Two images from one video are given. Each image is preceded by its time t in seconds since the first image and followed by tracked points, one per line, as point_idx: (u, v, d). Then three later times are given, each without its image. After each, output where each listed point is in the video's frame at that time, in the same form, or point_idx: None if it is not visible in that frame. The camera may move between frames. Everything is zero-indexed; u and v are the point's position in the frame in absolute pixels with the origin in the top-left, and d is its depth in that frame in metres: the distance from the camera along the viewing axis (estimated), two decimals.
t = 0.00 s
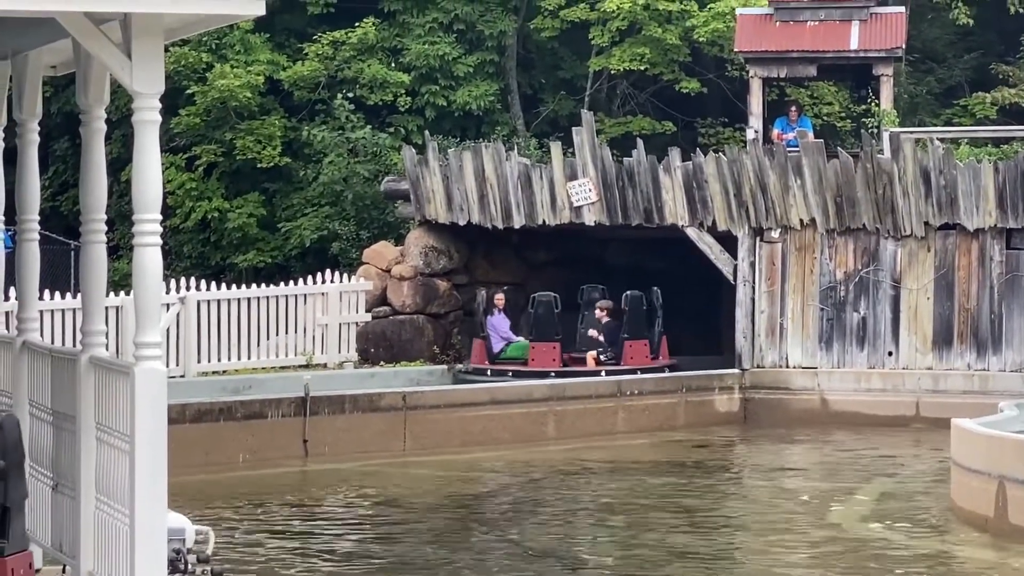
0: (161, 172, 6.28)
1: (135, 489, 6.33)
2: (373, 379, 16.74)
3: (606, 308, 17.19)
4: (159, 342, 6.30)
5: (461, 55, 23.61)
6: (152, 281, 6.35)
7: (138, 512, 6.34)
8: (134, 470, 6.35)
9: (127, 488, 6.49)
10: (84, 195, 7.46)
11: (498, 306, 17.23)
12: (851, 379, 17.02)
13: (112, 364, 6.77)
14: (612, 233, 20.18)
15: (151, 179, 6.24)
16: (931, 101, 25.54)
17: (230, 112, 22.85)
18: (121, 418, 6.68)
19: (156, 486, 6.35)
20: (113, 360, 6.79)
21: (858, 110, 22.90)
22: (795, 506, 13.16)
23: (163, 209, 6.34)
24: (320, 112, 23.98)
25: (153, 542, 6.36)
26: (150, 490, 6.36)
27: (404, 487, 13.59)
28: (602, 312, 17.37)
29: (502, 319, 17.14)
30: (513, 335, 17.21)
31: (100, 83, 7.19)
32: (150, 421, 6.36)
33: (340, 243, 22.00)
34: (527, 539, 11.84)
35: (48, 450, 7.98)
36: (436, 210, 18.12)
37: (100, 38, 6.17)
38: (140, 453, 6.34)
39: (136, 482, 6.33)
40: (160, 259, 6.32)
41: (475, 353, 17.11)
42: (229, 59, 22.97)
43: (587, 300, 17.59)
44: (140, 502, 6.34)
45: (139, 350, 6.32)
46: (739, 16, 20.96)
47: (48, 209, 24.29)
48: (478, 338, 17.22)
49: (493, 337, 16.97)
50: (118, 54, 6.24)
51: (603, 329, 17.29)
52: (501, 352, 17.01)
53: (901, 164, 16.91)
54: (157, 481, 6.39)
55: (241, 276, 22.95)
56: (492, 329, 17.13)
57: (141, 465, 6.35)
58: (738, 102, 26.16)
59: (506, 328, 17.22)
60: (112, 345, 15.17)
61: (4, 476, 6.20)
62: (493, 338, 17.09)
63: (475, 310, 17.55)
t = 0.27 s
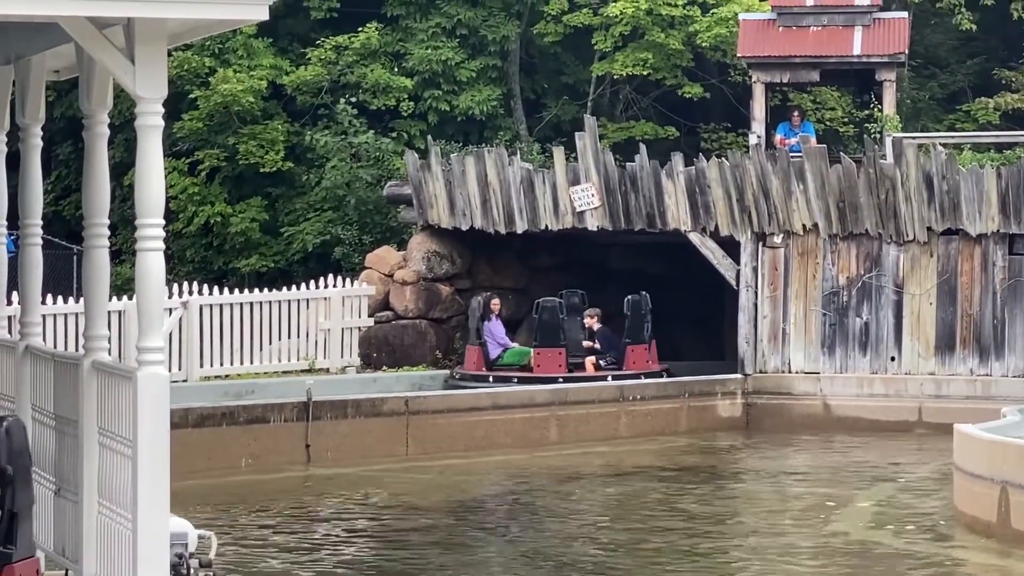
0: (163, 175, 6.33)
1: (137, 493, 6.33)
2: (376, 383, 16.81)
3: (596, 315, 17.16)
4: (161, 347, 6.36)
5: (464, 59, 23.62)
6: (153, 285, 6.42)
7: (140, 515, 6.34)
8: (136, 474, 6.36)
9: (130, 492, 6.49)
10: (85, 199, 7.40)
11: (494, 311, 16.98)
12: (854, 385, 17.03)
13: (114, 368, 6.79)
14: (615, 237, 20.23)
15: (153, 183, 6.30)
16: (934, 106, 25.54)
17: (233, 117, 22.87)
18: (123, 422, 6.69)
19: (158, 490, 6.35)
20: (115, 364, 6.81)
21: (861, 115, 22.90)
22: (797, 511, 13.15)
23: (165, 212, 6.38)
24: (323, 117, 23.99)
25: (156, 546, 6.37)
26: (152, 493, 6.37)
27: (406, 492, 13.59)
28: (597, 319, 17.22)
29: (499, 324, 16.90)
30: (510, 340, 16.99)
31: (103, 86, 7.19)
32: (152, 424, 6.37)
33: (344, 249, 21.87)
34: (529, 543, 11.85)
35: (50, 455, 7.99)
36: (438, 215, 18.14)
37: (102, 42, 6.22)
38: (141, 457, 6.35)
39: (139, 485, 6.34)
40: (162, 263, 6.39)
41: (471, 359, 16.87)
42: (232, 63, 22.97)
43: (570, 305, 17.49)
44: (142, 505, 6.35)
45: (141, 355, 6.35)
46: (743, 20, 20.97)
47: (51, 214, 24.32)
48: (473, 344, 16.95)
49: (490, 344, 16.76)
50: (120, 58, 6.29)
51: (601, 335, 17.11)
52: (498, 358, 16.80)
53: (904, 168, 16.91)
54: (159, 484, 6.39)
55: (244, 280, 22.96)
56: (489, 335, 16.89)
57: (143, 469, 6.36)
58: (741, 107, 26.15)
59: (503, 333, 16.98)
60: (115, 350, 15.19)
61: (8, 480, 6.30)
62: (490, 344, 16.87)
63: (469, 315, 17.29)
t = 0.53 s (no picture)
0: (165, 178, 6.32)
1: (140, 495, 6.32)
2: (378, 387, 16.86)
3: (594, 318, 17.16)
4: (164, 349, 6.34)
5: (467, 63, 23.63)
6: (158, 287, 6.39)
7: (143, 518, 6.33)
8: (139, 477, 6.35)
9: (133, 496, 6.47)
10: (90, 201, 7.44)
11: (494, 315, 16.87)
12: (857, 389, 17.04)
13: (117, 371, 6.77)
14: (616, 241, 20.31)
15: (156, 186, 6.29)
16: (937, 109, 25.55)
17: (236, 119, 22.89)
18: (126, 424, 6.67)
19: (161, 493, 6.34)
20: (118, 367, 6.79)
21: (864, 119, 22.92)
22: (799, 515, 13.15)
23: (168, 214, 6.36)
24: (326, 119, 24.02)
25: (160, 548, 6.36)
26: (154, 496, 6.35)
27: (409, 495, 13.60)
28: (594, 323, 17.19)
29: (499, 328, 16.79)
30: (507, 343, 16.93)
31: (105, 91, 7.16)
32: (156, 428, 6.35)
33: (346, 251, 22.04)
34: (531, 547, 11.84)
35: (52, 457, 7.98)
36: (441, 218, 18.14)
37: (105, 44, 6.19)
38: (144, 460, 6.33)
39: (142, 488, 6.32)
40: (165, 265, 6.35)
41: (469, 363, 16.65)
42: (235, 66, 23.01)
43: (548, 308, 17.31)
44: (145, 507, 6.34)
45: (145, 357, 6.34)
46: (746, 23, 20.96)
47: (54, 216, 24.35)
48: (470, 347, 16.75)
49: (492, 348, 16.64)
50: (123, 61, 6.25)
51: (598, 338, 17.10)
52: (498, 362, 16.69)
53: (907, 173, 16.94)
54: (162, 487, 6.38)
55: (247, 283, 22.99)
56: (489, 338, 16.74)
57: (146, 472, 6.34)
58: (744, 111, 26.17)
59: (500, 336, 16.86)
60: (118, 353, 15.21)
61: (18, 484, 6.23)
62: (490, 347, 16.73)
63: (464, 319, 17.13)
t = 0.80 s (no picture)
0: (168, 178, 6.32)
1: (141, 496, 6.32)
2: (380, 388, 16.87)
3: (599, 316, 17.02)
4: (166, 350, 6.35)
5: (470, 64, 23.61)
6: (159, 287, 6.40)
7: (144, 518, 6.33)
8: (140, 478, 6.34)
9: (134, 496, 6.48)
10: (91, 202, 7.44)
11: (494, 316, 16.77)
12: (859, 391, 17.03)
13: (119, 372, 6.77)
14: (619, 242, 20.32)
15: (159, 186, 6.29)
16: (940, 112, 25.55)
17: (238, 120, 22.89)
18: (128, 426, 6.67)
19: (162, 493, 6.34)
20: (120, 368, 6.79)
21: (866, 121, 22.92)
22: (801, 517, 13.14)
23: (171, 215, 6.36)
24: (328, 120, 24.01)
25: (161, 549, 6.36)
26: (156, 496, 6.35)
27: (410, 496, 13.59)
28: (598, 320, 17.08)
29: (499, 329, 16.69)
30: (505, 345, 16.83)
31: (108, 92, 7.13)
32: (158, 429, 6.34)
33: (349, 252, 22.01)
34: (533, 548, 11.84)
35: (54, 458, 7.97)
36: (444, 220, 18.14)
37: (108, 45, 6.18)
38: (145, 461, 6.33)
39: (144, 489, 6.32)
40: (168, 266, 6.36)
41: (470, 364, 16.51)
42: (238, 67, 23.02)
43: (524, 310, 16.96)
44: (146, 508, 6.33)
45: (146, 358, 6.33)
46: (749, 25, 20.95)
47: (56, 216, 24.36)
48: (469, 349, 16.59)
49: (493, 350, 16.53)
50: (125, 61, 6.24)
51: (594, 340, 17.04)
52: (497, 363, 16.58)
53: (910, 174, 16.90)
54: (163, 488, 6.37)
55: (249, 284, 22.99)
56: (490, 340, 16.62)
57: (147, 473, 6.33)
58: (746, 112, 26.17)
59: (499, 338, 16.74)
60: (120, 354, 15.21)
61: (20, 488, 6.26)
62: (490, 349, 16.61)
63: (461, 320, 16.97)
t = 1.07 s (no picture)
0: (170, 178, 6.32)
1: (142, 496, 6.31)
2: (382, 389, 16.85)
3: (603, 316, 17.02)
4: (168, 350, 6.33)
5: (472, 65, 23.60)
6: (161, 288, 6.37)
7: (145, 518, 6.32)
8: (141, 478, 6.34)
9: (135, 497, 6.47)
10: (94, 202, 7.45)
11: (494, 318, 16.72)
12: (860, 393, 17.04)
13: (120, 372, 6.77)
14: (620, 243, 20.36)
15: (160, 187, 6.27)
16: (941, 114, 25.56)
17: (240, 121, 22.91)
18: (129, 425, 6.67)
19: (163, 493, 6.33)
20: (121, 368, 6.79)
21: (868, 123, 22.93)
22: (803, 518, 13.14)
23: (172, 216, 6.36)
24: (330, 121, 24.02)
25: (162, 549, 6.35)
26: (157, 496, 6.34)
27: (412, 497, 13.59)
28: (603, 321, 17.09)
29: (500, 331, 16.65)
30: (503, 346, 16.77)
31: (110, 93, 7.12)
32: (159, 429, 6.34)
33: (350, 253, 22.01)
34: (534, 549, 11.84)
35: (56, 458, 7.97)
36: (445, 221, 18.19)
37: (110, 46, 6.16)
38: (147, 461, 6.32)
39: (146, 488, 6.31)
40: (169, 267, 6.34)
41: (471, 366, 16.40)
42: (239, 68, 23.02)
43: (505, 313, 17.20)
44: (147, 508, 6.32)
45: (147, 359, 6.33)
46: (751, 27, 20.95)
47: (57, 217, 24.37)
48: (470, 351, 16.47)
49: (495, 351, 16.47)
50: (127, 62, 6.23)
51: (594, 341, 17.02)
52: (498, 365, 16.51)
53: (911, 176, 16.89)
54: (164, 488, 6.37)
55: (250, 285, 23.00)
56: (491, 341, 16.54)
57: (148, 473, 6.33)
58: (748, 114, 26.18)
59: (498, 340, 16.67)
60: (122, 355, 15.22)
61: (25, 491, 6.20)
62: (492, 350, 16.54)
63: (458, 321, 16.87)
